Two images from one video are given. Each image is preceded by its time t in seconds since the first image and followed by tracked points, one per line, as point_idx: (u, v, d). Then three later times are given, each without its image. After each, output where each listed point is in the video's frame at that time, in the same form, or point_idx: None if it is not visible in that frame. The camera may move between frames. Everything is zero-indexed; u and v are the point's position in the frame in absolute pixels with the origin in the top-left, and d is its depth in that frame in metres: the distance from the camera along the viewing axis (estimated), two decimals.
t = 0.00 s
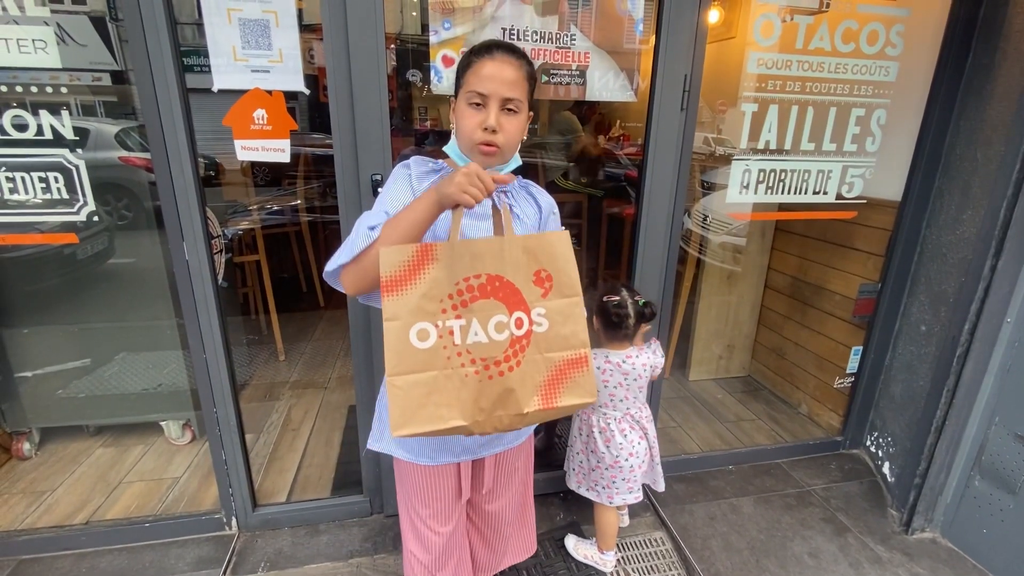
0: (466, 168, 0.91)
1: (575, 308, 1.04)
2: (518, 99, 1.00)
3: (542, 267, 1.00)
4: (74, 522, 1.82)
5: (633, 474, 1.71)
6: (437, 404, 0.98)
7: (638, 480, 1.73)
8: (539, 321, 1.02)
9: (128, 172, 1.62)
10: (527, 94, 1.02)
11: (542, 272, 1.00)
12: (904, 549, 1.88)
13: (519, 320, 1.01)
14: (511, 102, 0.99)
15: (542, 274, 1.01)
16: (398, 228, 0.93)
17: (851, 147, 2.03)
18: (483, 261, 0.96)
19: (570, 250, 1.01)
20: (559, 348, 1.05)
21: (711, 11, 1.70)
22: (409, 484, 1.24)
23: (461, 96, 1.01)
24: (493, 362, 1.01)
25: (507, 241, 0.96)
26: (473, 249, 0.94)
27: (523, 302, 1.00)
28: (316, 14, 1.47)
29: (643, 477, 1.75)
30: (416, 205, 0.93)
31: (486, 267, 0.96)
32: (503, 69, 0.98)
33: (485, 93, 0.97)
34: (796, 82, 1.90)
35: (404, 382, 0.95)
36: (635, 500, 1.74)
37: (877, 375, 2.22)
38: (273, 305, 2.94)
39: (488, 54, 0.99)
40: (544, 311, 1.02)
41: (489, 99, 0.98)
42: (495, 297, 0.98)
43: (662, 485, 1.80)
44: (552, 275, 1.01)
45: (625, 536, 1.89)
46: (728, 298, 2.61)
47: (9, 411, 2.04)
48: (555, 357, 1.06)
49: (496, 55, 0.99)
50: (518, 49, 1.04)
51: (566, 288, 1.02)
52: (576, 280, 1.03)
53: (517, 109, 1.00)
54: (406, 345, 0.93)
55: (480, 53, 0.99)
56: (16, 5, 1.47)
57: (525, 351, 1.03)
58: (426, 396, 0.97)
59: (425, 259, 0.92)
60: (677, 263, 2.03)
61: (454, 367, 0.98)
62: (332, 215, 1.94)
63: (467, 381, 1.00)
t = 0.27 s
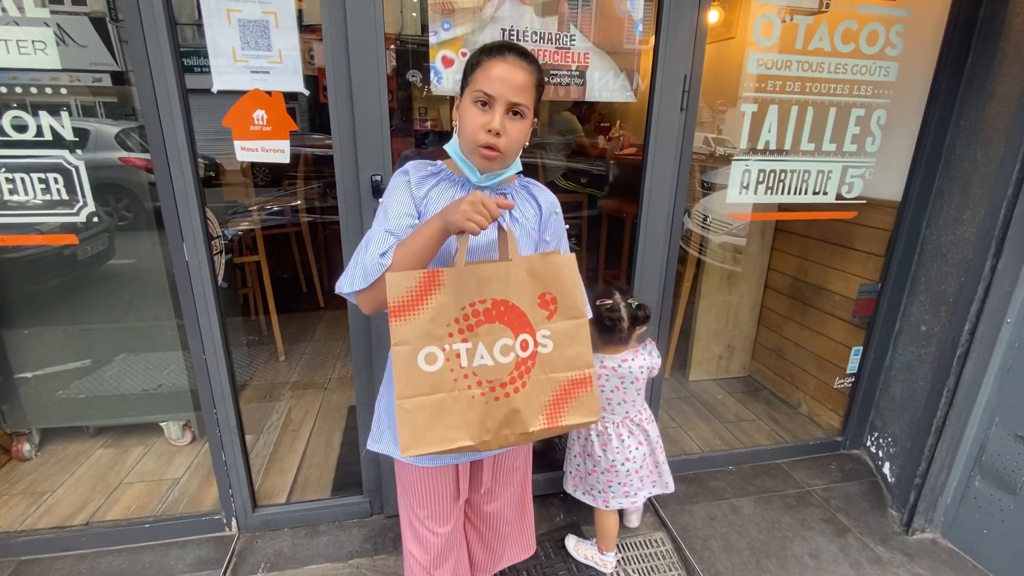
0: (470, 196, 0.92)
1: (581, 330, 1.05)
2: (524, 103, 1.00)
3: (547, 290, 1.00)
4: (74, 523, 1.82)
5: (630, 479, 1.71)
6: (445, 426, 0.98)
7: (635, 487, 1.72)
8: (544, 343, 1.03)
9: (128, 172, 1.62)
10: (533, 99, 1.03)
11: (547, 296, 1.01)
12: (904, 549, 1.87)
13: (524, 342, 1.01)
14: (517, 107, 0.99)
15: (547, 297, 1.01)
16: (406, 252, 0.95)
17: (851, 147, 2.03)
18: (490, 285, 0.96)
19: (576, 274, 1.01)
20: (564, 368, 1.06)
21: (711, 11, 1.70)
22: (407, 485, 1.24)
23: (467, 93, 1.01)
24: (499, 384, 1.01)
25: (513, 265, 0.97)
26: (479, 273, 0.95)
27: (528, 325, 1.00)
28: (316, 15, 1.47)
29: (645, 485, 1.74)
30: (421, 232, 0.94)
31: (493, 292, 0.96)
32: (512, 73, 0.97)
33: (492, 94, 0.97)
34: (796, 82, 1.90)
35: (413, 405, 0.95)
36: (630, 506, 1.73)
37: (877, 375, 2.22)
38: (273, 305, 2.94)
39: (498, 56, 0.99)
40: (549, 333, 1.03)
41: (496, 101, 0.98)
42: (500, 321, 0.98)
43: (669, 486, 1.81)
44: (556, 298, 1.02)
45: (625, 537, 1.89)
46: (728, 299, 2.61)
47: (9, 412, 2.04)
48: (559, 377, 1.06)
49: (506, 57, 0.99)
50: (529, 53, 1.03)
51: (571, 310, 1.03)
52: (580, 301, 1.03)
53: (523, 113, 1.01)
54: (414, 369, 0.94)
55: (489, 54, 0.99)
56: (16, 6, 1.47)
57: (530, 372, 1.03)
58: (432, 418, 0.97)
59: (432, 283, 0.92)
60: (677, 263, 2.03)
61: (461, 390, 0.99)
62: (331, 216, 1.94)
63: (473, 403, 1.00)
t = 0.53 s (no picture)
0: (469, 194, 0.93)
1: (583, 326, 1.05)
2: (525, 103, 1.00)
3: (549, 287, 1.01)
4: (74, 523, 1.82)
5: (635, 478, 1.71)
6: (448, 425, 0.98)
7: (639, 486, 1.72)
8: (547, 339, 1.03)
9: (128, 173, 1.62)
10: (534, 99, 1.03)
11: (549, 292, 1.01)
12: (904, 549, 1.87)
13: (527, 339, 1.01)
14: (519, 107, 0.99)
15: (549, 293, 1.01)
16: (409, 253, 0.95)
17: (851, 147, 2.04)
18: (491, 283, 0.96)
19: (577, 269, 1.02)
20: (568, 365, 1.06)
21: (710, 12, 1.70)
22: (409, 488, 1.24)
23: (467, 96, 1.01)
24: (502, 382, 1.01)
25: (515, 262, 0.97)
26: (480, 271, 0.95)
27: (530, 322, 1.00)
28: (315, 15, 1.48)
29: (649, 484, 1.75)
30: (422, 232, 0.95)
31: (494, 289, 0.97)
32: (513, 74, 0.97)
33: (493, 97, 0.97)
34: (795, 82, 1.90)
35: (416, 405, 0.95)
36: (635, 505, 1.73)
37: (876, 375, 2.22)
38: (273, 306, 2.94)
39: (496, 56, 0.99)
40: (552, 330, 1.03)
41: (498, 104, 0.98)
42: (502, 318, 0.98)
43: (677, 485, 1.81)
44: (558, 294, 1.02)
45: (625, 537, 1.89)
46: (728, 299, 2.61)
47: (9, 412, 2.04)
48: (563, 374, 1.06)
49: (505, 57, 0.98)
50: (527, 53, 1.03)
51: (574, 306, 1.03)
52: (583, 297, 1.03)
53: (525, 114, 1.01)
54: (416, 369, 0.94)
55: (487, 55, 0.99)
56: (16, 6, 1.48)
57: (533, 370, 1.03)
58: (436, 418, 0.97)
59: (433, 282, 0.92)
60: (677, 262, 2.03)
61: (464, 389, 0.99)
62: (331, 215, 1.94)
63: (477, 402, 1.00)
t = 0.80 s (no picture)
0: (451, 197, 0.93)
1: (574, 326, 1.04)
2: (522, 114, 0.99)
3: (537, 287, 1.00)
4: (74, 523, 1.82)
5: (627, 480, 1.70)
6: (439, 428, 0.99)
7: (632, 489, 1.71)
8: (538, 340, 1.03)
9: (127, 173, 1.62)
10: (530, 106, 1.01)
11: (539, 292, 1.00)
12: (904, 549, 1.87)
13: (516, 341, 1.01)
14: (515, 119, 0.99)
15: (538, 293, 1.00)
16: (405, 258, 0.97)
17: (850, 147, 2.04)
18: (476, 287, 0.96)
19: (567, 268, 1.01)
20: (560, 365, 1.06)
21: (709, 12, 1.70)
22: (412, 488, 1.24)
23: (464, 115, 1.00)
24: (491, 385, 1.01)
25: (499, 264, 0.96)
26: (465, 274, 0.94)
27: (519, 323, 1.00)
28: (315, 15, 1.48)
29: (644, 490, 1.74)
30: (414, 237, 0.96)
31: (479, 293, 0.96)
32: (505, 89, 0.96)
33: (489, 115, 0.97)
34: (794, 82, 1.91)
35: (406, 409, 0.96)
36: (629, 509, 1.72)
37: (876, 375, 2.22)
38: (273, 306, 2.94)
39: (486, 69, 0.97)
40: (542, 330, 1.02)
41: (494, 120, 0.97)
42: (489, 321, 0.98)
43: (675, 497, 1.79)
44: (548, 294, 1.01)
45: (624, 537, 1.89)
46: (727, 299, 2.61)
47: (8, 412, 2.04)
48: (554, 374, 1.06)
49: (495, 70, 0.97)
50: (515, 58, 1.01)
51: (564, 305, 1.02)
52: (573, 296, 1.02)
53: (523, 124, 1.00)
54: (405, 373, 0.95)
55: (477, 69, 0.97)
56: (15, 6, 1.48)
57: (523, 371, 1.03)
58: (426, 421, 0.98)
59: (419, 288, 0.93)
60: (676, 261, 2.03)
61: (454, 392, 0.99)
62: (331, 215, 1.94)
63: (466, 404, 1.00)
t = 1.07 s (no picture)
0: (447, 202, 0.93)
1: (568, 332, 1.03)
2: (521, 114, 0.99)
3: (531, 292, 0.99)
4: (73, 523, 1.82)
5: (632, 476, 1.71)
6: (432, 429, 1.00)
7: (637, 483, 1.73)
8: (531, 345, 1.02)
9: (126, 173, 1.62)
10: (530, 107, 1.01)
11: (531, 297, 0.99)
12: (903, 549, 1.87)
13: (508, 346, 1.01)
14: (515, 120, 0.99)
15: (531, 299, 1.00)
16: (403, 261, 0.98)
17: (850, 147, 2.04)
18: (468, 292, 0.96)
19: (561, 275, 0.99)
20: (552, 371, 1.05)
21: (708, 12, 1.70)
22: (413, 488, 1.24)
23: (464, 114, 1.00)
24: (482, 388, 1.01)
25: (491, 270, 0.95)
26: (457, 280, 0.94)
27: (512, 328, 0.99)
28: (314, 15, 1.48)
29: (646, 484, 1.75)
30: (411, 241, 0.96)
31: (471, 297, 0.96)
32: (504, 88, 0.96)
33: (489, 114, 0.97)
34: (794, 82, 1.91)
35: (399, 410, 0.97)
36: (632, 501, 1.75)
37: (875, 375, 2.22)
38: (272, 306, 2.94)
39: (487, 68, 0.97)
40: (535, 335, 1.02)
41: (493, 120, 0.97)
42: (480, 326, 0.98)
43: (668, 486, 1.82)
44: (541, 299, 1.00)
45: (624, 537, 1.89)
46: (727, 299, 2.61)
47: (8, 413, 2.04)
48: (546, 380, 1.05)
49: (497, 69, 0.96)
50: (515, 57, 1.00)
51: (557, 311, 1.01)
52: (567, 302, 1.01)
53: (522, 124, 1.00)
54: (398, 375, 0.95)
55: (478, 68, 0.97)
56: (13, 6, 1.47)
57: (516, 376, 1.03)
58: (419, 422, 0.99)
59: (413, 291, 0.93)
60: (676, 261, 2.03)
61: (446, 394, 0.99)
62: (330, 215, 1.94)
63: (458, 407, 1.01)
